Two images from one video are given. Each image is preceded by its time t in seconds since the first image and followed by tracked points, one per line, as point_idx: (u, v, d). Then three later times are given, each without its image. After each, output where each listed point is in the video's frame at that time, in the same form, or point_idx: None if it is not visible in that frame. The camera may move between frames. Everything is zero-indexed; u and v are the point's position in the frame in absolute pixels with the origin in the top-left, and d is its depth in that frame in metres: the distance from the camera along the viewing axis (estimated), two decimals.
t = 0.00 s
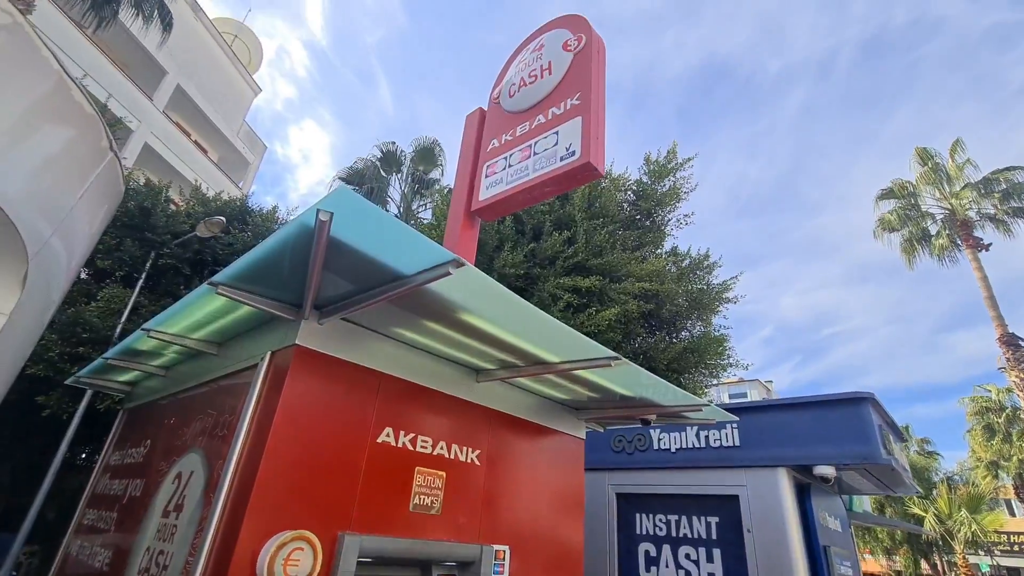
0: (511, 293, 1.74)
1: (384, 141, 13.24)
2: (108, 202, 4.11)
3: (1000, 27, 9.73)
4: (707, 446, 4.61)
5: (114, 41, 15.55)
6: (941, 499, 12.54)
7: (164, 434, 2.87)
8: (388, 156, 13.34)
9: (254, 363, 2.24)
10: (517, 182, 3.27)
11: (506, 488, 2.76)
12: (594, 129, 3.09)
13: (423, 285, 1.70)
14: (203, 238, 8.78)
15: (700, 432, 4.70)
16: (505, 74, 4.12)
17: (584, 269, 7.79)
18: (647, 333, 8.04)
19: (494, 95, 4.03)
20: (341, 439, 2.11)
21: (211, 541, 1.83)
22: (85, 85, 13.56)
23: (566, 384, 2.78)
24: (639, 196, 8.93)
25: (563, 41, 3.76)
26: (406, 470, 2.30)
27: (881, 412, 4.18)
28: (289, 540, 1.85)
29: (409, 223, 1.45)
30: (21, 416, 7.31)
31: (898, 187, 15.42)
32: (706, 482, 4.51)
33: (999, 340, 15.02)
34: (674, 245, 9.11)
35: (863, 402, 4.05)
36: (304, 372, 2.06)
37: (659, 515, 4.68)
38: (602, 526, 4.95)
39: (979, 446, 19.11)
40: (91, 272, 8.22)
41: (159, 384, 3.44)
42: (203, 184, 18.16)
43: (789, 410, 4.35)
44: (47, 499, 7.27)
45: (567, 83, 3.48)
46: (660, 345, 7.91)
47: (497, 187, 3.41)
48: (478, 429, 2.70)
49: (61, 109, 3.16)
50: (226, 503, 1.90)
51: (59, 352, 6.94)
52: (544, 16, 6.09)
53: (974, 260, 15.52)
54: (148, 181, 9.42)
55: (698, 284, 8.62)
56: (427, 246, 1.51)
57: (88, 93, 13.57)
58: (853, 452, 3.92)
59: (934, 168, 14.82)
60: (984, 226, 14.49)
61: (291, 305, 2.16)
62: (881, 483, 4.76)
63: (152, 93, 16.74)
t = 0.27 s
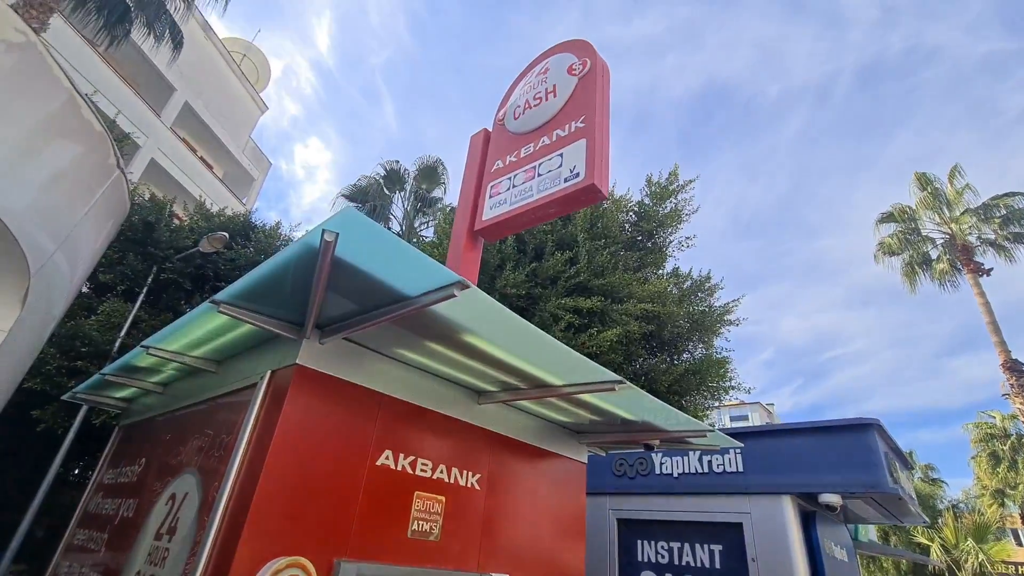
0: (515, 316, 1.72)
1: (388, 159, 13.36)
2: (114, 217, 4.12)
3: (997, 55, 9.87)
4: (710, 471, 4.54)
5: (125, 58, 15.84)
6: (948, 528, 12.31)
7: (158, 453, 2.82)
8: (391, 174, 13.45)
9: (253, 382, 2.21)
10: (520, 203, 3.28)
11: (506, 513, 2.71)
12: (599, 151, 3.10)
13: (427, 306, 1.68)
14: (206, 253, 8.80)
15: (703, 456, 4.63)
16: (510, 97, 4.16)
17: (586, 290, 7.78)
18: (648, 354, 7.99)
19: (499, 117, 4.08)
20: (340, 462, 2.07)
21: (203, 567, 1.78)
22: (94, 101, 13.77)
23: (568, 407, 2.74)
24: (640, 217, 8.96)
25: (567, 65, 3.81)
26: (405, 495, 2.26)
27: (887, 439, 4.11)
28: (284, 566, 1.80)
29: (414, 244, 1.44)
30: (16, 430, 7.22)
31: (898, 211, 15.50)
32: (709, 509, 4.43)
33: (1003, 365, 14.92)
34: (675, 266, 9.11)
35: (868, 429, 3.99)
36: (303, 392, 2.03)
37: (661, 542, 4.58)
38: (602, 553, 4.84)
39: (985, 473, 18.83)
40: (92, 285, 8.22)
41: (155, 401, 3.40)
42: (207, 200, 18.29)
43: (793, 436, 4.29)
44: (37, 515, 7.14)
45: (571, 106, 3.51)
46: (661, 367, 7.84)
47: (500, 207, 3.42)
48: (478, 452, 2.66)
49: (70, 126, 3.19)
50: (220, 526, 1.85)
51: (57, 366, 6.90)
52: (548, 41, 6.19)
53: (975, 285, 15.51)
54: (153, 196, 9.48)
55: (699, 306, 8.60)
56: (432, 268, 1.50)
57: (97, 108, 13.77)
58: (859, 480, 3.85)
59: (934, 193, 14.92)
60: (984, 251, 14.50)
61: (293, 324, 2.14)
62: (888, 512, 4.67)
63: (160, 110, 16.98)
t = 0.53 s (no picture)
0: (516, 331, 1.71)
1: (389, 171, 13.32)
2: (116, 229, 4.12)
3: (993, 73, 9.98)
4: (712, 488, 4.49)
5: (130, 71, 15.99)
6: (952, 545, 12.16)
7: (155, 467, 2.80)
8: (392, 186, 13.52)
9: (253, 395, 2.19)
10: (521, 217, 3.28)
11: (506, 530, 2.67)
12: (599, 166, 3.11)
13: (428, 321, 1.67)
14: (206, 264, 8.79)
15: (704, 473, 4.59)
16: (511, 111, 4.19)
17: (586, 303, 7.77)
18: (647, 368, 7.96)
19: (500, 131, 4.10)
20: (338, 478, 2.04)
21: None
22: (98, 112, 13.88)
23: (569, 423, 2.72)
24: (640, 231, 8.99)
25: (568, 80, 3.84)
26: (404, 512, 2.23)
27: (889, 455, 4.07)
28: None
29: (417, 260, 1.43)
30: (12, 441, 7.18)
31: (897, 226, 15.56)
32: (710, 526, 4.38)
33: (1005, 381, 14.86)
34: (676, 280, 9.11)
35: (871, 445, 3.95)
36: (302, 406, 2.01)
37: (663, 559, 4.52)
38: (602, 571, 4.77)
39: (988, 490, 18.65)
40: (92, 296, 8.21)
41: (153, 414, 3.38)
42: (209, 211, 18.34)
43: (795, 452, 4.25)
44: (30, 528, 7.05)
45: (572, 121, 3.54)
46: (661, 381, 7.80)
47: (501, 221, 3.42)
48: (478, 468, 2.63)
49: (74, 138, 3.19)
50: (216, 543, 1.82)
51: (54, 376, 6.88)
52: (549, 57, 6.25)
53: (975, 300, 15.51)
54: (154, 207, 9.51)
55: (700, 319, 8.59)
56: (434, 283, 1.49)
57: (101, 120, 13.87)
58: (862, 497, 3.81)
59: (932, 209, 14.98)
60: (984, 267, 14.52)
61: (293, 338, 2.12)
62: (891, 530, 4.61)
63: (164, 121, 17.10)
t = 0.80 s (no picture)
0: (517, 338, 1.70)
1: (389, 177, 13.40)
2: (117, 235, 4.12)
3: (992, 79, 10.01)
4: (714, 495, 4.46)
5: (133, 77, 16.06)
6: (955, 553, 12.06)
7: (153, 474, 2.78)
8: (394, 192, 13.55)
9: (253, 401, 2.18)
10: (522, 223, 3.28)
11: (507, 538, 2.65)
12: (600, 172, 3.11)
13: (428, 328, 1.66)
14: (207, 269, 8.80)
15: (706, 480, 4.56)
16: (512, 117, 4.20)
17: (587, 309, 7.76)
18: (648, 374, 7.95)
19: (501, 137, 4.10)
20: (338, 484, 2.03)
21: None
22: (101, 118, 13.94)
23: (570, 430, 2.70)
24: (641, 237, 8.99)
25: (569, 87, 3.85)
26: (404, 519, 2.21)
27: (893, 462, 4.04)
28: None
29: (418, 266, 1.42)
30: (11, 446, 7.16)
31: (898, 232, 15.56)
32: (713, 534, 4.34)
33: (1007, 387, 14.79)
34: (677, 286, 9.11)
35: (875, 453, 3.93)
36: (302, 413, 2.00)
37: (664, 568, 4.48)
38: None
39: (991, 497, 18.54)
40: (93, 301, 8.21)
41: (152, 420, 3.36)
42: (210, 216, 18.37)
43: (797, 459, 4.23)
44: (28, 534, 7.02)
45: (573, 127, 3.54)
46: (663, 387, 7.78)
47: (502, 227, 3.42)
48: (478, 475, 2.61)
49: (75, 142, 3.19)
50: (215, 550, 1.80)
51: (54, 382, 6.87)
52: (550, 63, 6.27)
53: (977, 306, 15.48)
54: (156, 212, 9.53)
55: (701, 325, 8.57)
56: (434, 290, 1.48)
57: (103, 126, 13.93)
58: (865, 505, 3.78)
59: (933, 214, 14.99)
60: (985, 273, 14.50)
61: (292, 344, 2.11)
62: (894, 538, 4.57)
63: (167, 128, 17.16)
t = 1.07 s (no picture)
0: (517, 335, 1.69)
1: (390, 176, 13.31)
2: (115, 232, 4.12)
3: (991, 79, 10.02)
4: (715, 495, 4.45)
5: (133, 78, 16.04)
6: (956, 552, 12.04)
7: (152, 473, 2.77)
8: (394, 192, 13.54)
9: (252, 399, 2.16)
10: (522, 221, 3.27)
11: (508, 537, 2.64)
12: (601, 170, 3.10)
13: (428, 325, 1.65)
14: (206, 270, 8.79)
15: (707, 479, 4.55)
16: (512, 116, 4.19)
17: (587, 308, 7.75)
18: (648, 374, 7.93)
19: (501, 136, 4.09)
20: (337, 483, 2.02)
21: None
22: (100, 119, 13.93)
23: (570, 429, 2.69)
24: (641, 236, 8.98)
25: (569, 86, 3.84)
26: (403, 519, 2.20)
27: (894, 461, 4.03)
28: None
29: (417, 263, 1.41)
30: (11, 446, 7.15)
31: (898, 232, 15.55)
32: (713, 534, 4.33)
33: (1008, 387, 14.78)
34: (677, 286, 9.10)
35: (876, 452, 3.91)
36: (301, 411, 1.99)
37: (665, 567, 4.47)
38: None
39: (992, 497, 18.52)
40: (93, 301, 8.20)
41: (151, 420, 3.35)
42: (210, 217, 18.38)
43: (798, 459, 4.22)
44: (28, 535, 7.00)
45: (573, 125, 3.53)
46: (663, 387, 7.76)
47: (502, 226, 3.41)
48: (479, 475, 2.60)
49: (72, 139, 3.19)
50: (213, 550, 1.79)
51: (54, 382, 6.86)
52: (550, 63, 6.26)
53: (977, 306, 15.48)
54: (156, 212, 9.52)
55: (701, 325, 8.56)
56: (433, 287, 1.47)
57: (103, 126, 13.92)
58: (867, 504, 3.77)
59: (933, 214, 14.99)
60: (985, 272, 14.49)
61: (291, 342, 2.10)
62: (896, 538, 4.56)
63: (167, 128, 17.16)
